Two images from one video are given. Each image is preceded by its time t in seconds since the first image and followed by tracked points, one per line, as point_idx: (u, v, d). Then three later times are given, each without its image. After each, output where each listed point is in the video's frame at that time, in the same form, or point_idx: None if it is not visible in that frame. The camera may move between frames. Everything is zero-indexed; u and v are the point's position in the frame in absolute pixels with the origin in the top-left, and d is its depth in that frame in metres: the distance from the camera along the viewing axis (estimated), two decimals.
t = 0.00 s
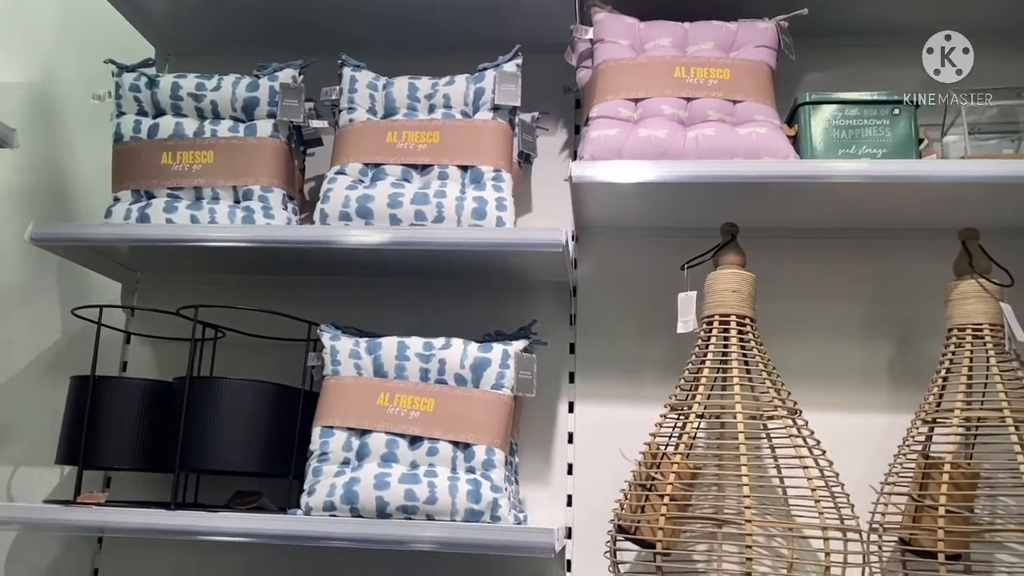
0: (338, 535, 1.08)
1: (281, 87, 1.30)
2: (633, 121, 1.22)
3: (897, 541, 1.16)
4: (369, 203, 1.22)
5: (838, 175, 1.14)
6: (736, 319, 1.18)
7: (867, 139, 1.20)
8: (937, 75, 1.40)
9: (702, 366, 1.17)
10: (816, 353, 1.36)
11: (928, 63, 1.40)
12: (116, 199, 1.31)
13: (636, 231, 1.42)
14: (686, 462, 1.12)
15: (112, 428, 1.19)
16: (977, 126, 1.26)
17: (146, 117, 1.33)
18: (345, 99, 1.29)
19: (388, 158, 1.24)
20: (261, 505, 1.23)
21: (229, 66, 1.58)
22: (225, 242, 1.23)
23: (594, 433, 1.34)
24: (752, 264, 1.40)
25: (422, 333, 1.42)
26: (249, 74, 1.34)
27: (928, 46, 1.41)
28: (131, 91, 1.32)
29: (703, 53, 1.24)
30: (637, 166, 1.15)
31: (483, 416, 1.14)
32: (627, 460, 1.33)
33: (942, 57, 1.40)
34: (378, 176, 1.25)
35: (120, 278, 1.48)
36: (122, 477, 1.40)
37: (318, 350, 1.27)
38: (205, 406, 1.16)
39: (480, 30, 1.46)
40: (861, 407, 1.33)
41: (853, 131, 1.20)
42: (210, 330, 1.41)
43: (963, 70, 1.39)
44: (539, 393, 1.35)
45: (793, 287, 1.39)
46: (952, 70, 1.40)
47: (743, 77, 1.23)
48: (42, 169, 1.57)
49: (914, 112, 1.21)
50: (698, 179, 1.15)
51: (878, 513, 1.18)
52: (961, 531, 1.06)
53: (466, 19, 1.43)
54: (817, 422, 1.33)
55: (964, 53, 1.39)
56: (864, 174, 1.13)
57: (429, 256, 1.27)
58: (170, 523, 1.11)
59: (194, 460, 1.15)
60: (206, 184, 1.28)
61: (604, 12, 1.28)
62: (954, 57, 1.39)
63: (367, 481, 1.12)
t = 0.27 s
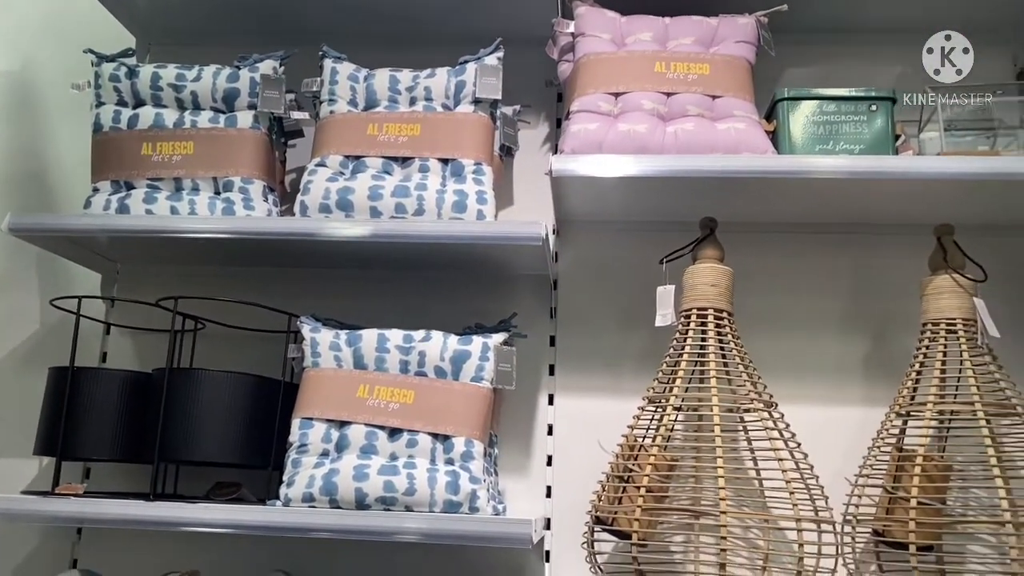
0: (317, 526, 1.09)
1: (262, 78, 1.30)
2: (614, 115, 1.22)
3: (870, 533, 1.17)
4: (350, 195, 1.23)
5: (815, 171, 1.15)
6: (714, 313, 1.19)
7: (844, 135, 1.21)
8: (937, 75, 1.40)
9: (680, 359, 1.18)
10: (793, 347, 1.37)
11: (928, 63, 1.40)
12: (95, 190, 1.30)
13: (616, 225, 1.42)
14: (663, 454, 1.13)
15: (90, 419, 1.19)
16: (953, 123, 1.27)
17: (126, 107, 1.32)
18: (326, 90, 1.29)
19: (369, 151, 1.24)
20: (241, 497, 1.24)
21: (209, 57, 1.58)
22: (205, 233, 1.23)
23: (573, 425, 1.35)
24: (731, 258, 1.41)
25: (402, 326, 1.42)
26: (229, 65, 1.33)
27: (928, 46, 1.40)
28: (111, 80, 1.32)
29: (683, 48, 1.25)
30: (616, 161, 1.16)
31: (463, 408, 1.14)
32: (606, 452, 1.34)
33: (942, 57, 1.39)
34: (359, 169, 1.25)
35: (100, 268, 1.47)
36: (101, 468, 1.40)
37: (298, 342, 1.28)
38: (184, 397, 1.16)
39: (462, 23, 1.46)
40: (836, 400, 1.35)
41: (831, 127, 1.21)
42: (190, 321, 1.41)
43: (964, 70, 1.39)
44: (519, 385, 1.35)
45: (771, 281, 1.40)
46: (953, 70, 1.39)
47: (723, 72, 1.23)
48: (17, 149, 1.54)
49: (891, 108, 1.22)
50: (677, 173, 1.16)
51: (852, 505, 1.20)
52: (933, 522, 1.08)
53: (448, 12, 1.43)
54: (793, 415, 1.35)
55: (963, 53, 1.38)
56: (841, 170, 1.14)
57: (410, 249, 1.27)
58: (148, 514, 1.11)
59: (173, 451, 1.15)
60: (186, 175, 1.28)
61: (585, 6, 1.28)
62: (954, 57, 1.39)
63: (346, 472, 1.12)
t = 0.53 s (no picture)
0: (306, 516, 1.10)
1: (250, 72, 1.31)
2: (599, 112, 1.24)
3: (847, 521, 1.20)
4: (338, 189, 1.24)
5: (797, 168, 1.17)
6: (696, 306, 1.21)
7: (825, 133, 1.23)
8: (936, 75, 1.41)
9: (663, 352, 1.20)
10: (774, 340, 1.40)
11: (928, 63, 1.42)
12: (83, 182, 1.31)
13: (601, 220, 1.44)
14: (646, 445, 1.16)
15: (79, 410, 1.20)
16: (930, 121, 1.30)
17: (114, 100, 1.33)
18: (314, 85, 1.30)
19: (357, 145, 1.26)
20: (229, 487, 1.25)
21: (196, 50, 1.58)
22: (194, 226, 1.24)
23: (558, 416, 1.38)
24: (713, 253, 1.43)
25: (389, 318, 1.43)
26: (217, 58, 1.34)
27: (929, 46, 1.42)
28: (98, 73, 1.32)
29: (668, 46, 1.27)
30: (602, 157, 1.18)
31: (450, 399, 1.16)
32: (590, 443, 1.36)
33: (942, 57, 1.41)
34: (347, 163, 1.26)
35: (87, 261, 1.48)
36: (89, 458, 1.41)
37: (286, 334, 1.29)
38: (173, 389, 1.17)
39: (449, 19, 1.47)
40: (816, 392, 1.38)
41: (812, 124, 1.24)
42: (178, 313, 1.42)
43: (963, 71, 1.40)
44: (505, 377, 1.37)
45: (752, 275, 1.43)
46: (952, 70, 1.41)
47: (706, 69, 1.25)
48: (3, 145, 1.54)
49: (870, 107, 1.24)
50: (661, 170, 1.18)
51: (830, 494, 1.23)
52: (908, 511, 1.11)
53: (435, 7, 1.44)
54: (773, 406, 1.38)
55: (963, 53, 1.41)
56: (822, 168, 1.17)
57: (397, 242, 1.29)
58: (138, 504, 1.12)
59: (163, 442, 1.16)
60: (174, 167, 1.28)
61: (571, 3, 1.30)
62: (953, 57, 1.41)
63: (335, 463, 1.14)
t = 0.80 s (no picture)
0: (314, 505, 1.13)
1: (254, 68, 1.32)
2: (599, 110, 1.27)
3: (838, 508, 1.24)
4: (343, 184, 1.26)
5: (792, 166, 1.20)
6: (693, 300, 1.25)
7: (818, 131, 1.27)
8: (937, 75, 1.46)
9: (661, 344, 1.24)
10: (766, 333, 1.44)
11: (929, 63, 1.46)
12: (88, 176, 1.32)
13: (599, 215, 1.47)
14: (644, 434, 1.19)
15: (87, 401, 1.22)
16: (920, 120, 1.34)
17: (119, 94, 1.34)
18: (317, 80, 1.32)
19: (361, 141, 1.28)
20: (235, 477, 1.27)
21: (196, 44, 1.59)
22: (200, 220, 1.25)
23: (557, 407, 1.41)
24: (708, 248, 1.47)
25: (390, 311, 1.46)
26: (222, 54, 1.35)
27: (929, 46, 1.47)
28: (103, 68, 1.33)
29: (666, 45, 1.30)
30: (603, 154, 1.21)
31: (454, 391, 1.19)
32: (588, 432, 1.39)
33: (942, 56, 1.46)
34: (352, 158, 1.28)
35: (89, 253, 1.49)
36: (94, 449, 1.42)
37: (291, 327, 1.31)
38: (181, 380, 1.20)
39: (449, 15, 1.49)
40: (807, 383, 1.42)
41: (806, 123, 1.27)
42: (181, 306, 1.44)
43: (962, 71, 1.45)
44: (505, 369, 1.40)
45: (746, 270, 1.46)
46: (952, 70, 1.45)
47: (703, 69, 1.28)
48: (4, 141, 1.56)
49: (862, 106, 1.28)
50: (660, 167, 1.21)
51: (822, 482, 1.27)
52: (897, 498, 1.15)
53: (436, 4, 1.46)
54: (766, 397, 1.41)
55: (963, 53, 1.45)
56: (816, 166, 1.20)
57: (400, 237, 1.31)
58: (149, 493, 1.14)
59: (171, 433, 1.18)
60: (180, 162, 1.30)
61: (571, 2, 1.32)
62: (953, 57, 1.45)
63: (342, 453, 1.16)
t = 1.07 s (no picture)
0: (324, 495, 1.16)
1: (260, 65, 1.34)
2: (601, 109, 1.29)
3: (830, 496, 1.28)
4: (350, 180, 1.28)
5: (789, 165, 1.24)
6: (692, 295, 1.28)
7: (813, 130, 1.30)
8: (937, 74, 1.46)
9: (660, 337, 1.27)
10: (761, 326, 1.47)
11: (929, 62, 1.47)
12: (95, 171, 1.34)
13: (598, 211, 1.50)
14: (645, 425, 1.23)
15: (98, 394, 1.24)
16: (910, 120, 1.38)
17: (125, 90, 1.35)
18: (323, 78, 1.33)
19: (367, 138, 1.30)
20: (243, 468, 1.30)
21: (199, 39, 1.60)
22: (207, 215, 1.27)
23: (558, 399, 1.44)
24: (704, 243, 1.50)
25: (394, 305, 1.48)
26: (227, 51, 1.37)
27: (929, 46, 1.49)
28: (109, 64, 1.35)
29: (665, 45, 1.33)
30: (605, 153, 1.24)
31: (459, 383, 1.22)
32: (588, 423, 1.43)
33: (942, 57, 1.47)
34: (358, 155, 1.30)
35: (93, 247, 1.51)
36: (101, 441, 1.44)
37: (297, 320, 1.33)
38: (191, 373, 1.22)
39: (451, 14, 1.52)
40: (800, 375, 1.46)
41: (801, 123, 1.31)
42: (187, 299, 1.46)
43: (962, 71, 1.45)
44: (507, 362, 1.43)
45: (741, 265, 1.50)
46: (952, 70, 1.46)
47: (702, 69, 1.32)
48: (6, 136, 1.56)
49: (855, 106, 1.31)
50: (661, 165, 1.24)
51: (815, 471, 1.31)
52: (888, 486, 1.19)
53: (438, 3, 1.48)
54: (760, 389, 1.45)
55: (963, 54, 1.46)
56: (812, 165, 1.24)
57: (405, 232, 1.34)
58: (161, 484, 1.17)
59: (182, 425, 1.20)
60: (187, 158, 1.32)
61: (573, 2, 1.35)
62: (953, 57, 1.46)
63: (351, 444, 1.19)
